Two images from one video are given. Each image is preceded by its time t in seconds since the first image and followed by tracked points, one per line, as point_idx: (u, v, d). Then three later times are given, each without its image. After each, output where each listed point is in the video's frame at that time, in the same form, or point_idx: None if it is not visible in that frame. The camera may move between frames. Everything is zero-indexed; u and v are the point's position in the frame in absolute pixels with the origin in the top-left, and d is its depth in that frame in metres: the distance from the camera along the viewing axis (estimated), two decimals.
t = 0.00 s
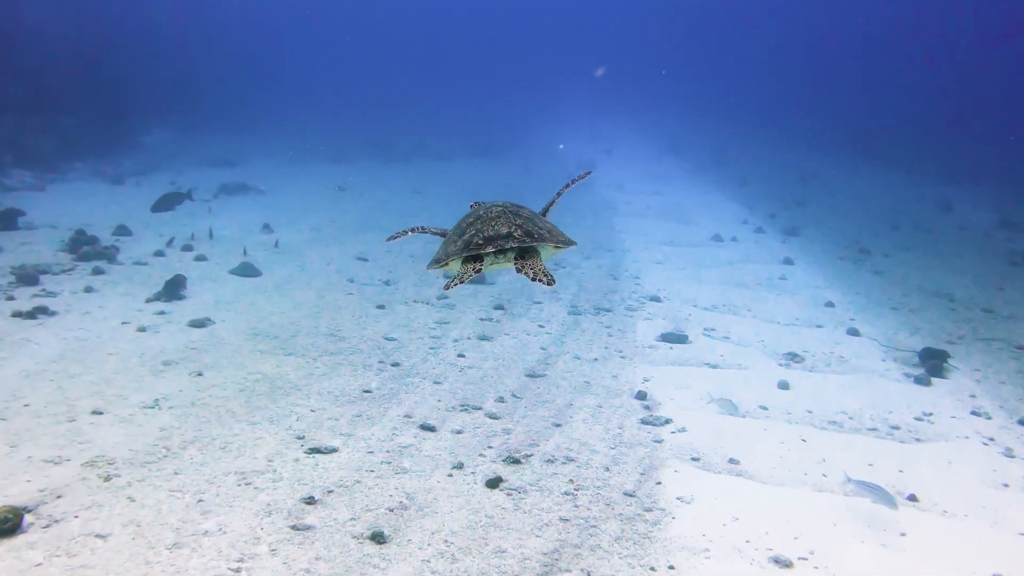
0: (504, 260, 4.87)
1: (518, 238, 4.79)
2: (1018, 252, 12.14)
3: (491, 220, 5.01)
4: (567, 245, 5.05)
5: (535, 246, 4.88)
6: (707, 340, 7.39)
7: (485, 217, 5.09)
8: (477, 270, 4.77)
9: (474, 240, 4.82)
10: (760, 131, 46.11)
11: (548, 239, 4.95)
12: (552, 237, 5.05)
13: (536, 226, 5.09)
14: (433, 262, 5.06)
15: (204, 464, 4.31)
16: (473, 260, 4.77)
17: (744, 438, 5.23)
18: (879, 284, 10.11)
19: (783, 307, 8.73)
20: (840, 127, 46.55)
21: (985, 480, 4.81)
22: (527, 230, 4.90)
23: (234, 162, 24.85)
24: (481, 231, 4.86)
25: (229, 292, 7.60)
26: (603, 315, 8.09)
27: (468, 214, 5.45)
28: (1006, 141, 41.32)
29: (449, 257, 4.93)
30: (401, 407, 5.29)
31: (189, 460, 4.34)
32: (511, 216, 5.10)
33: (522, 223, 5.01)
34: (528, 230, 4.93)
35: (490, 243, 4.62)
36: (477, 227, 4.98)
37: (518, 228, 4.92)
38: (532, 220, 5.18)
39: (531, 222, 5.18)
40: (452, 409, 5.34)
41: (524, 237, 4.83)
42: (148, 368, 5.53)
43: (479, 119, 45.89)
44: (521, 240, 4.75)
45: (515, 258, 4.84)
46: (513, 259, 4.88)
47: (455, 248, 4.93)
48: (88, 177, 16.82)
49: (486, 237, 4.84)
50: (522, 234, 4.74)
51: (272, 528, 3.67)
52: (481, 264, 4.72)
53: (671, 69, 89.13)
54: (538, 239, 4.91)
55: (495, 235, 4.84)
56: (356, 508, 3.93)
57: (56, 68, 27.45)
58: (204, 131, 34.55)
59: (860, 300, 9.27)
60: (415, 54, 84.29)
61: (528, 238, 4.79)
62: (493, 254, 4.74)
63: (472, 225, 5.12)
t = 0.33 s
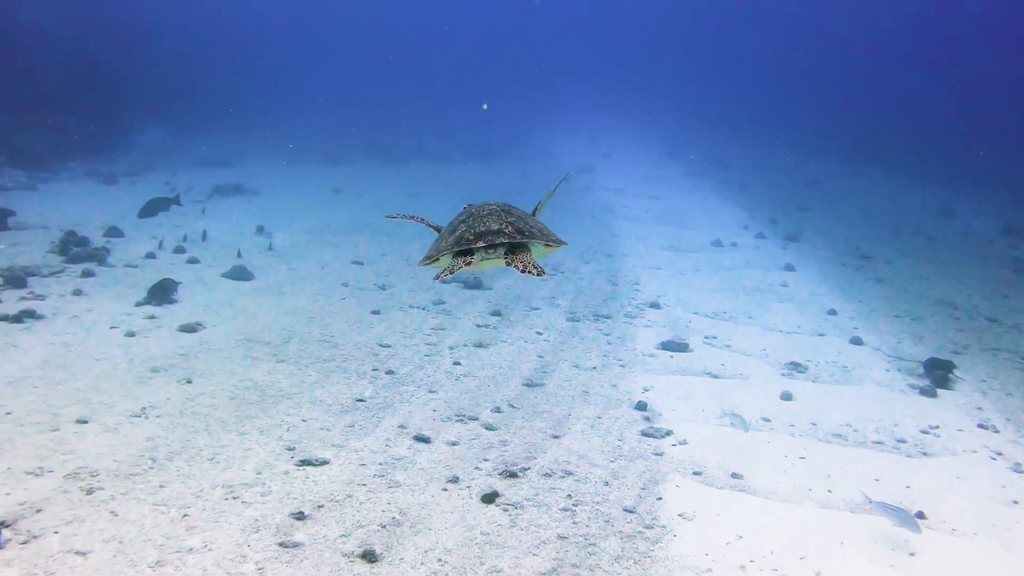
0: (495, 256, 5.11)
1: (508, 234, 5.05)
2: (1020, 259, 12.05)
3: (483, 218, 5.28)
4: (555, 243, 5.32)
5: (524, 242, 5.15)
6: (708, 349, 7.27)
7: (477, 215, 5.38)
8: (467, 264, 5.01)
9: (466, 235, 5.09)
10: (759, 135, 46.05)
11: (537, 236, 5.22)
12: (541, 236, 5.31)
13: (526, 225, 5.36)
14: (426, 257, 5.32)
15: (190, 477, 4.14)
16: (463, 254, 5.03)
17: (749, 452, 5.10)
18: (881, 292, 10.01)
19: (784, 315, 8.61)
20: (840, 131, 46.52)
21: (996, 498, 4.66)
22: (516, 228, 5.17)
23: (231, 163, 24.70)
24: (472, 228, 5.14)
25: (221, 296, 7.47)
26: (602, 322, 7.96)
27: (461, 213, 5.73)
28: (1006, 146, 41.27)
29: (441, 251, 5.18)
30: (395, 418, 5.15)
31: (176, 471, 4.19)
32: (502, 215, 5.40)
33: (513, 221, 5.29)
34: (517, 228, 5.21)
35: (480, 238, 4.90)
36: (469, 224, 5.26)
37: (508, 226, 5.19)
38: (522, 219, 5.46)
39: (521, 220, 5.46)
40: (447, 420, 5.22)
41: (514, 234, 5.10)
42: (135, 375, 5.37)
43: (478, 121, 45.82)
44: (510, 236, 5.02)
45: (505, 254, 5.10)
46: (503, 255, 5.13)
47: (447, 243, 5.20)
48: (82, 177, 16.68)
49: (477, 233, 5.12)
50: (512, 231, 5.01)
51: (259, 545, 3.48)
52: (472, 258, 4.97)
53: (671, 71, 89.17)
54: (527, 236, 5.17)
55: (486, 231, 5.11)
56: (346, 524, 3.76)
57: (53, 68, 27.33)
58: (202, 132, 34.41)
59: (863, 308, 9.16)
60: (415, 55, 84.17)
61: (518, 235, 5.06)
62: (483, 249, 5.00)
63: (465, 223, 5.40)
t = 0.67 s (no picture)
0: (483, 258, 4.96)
1: (497, 235, 4.95)
2: None
3: (472, 220, 5.21)
4: (544, 248, 5.21)
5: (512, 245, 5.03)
6: (709, 360, 7.13)
7: (467, 218, 5.31)
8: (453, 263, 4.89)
9: (455, 236, 5.02)
10: (760, 141, 46.01)
11: (526, 240, 5.11)
12: (530, 240, 5.21)
13: (516, 228, 5.27)
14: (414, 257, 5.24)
15: (174, 492, 3.96)
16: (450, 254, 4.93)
17: (755, 469, 4.94)
18: (884, 302, 9.89)
19: (785, 325, 8.49)
20: (841, 138, 46.55)
21: (1009, 520, 4.50)
22: (505, 230, 5.08)
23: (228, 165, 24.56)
24: (461, 229, 5.05)
25: (212, 303, 7.33)
26: (601, 331, 7.82)
27: (452, 216, 5.65)
28: (1005, 154, 41.29)
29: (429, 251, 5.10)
30: (387, 430, 5.01)
31: (159, 486, 4.02)
32: (492, 218, 5.31)
33: (502, 224, 5.20)
34: (506, 231, 5.11)
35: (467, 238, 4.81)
36: (459, 226, 5.19)
37: (497, 228, 5.10)
38: (512, 223, 5.36)
39: (511, 224, 5.37)
40: (441, 433, 5.07)
41: (502, 236, 4.99)
42: (121, 384, 5.21)
43: (477, 124, 45.77)
44: (499, 238, 4.91)
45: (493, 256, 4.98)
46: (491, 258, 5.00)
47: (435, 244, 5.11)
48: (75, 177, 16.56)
49: (465, 234, 5.03)
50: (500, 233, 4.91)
51: (244, 567, 3.28)
52: (458, 257, 4.86)
53: (670, 76, 89.28)
54: (516, 239, 5.07)
55: (474, 233, 5.02)
56: (335, 544, 3.58)
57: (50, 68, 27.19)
58: (200, 134, 34.29)
59: (865, 319, 9.04)
60: (415, 58, 84.10)
61: (506, 236, 4.94)
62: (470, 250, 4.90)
63: (454, 225, 5.32)
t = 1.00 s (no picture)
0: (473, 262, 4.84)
1: (488, 240, 4.84)
2: None
3: (463, 224, 5.09)
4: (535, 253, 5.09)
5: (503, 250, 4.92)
6: (711, 372, 6.99)
7: (457, 221, 5.19)
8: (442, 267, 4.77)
9: (445, 240, 4.90)
10: (760, 147, 45.94)
11: (517, 245, 5.00)
12: (521, 245, 5.09)
13: (506, 233, 5.16)
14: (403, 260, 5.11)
15: (158, 511, 3.76)
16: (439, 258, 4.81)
17: (761, 489, 4.78)
18: (888, 313, 9.75)
19: (788, 336, 8.36)
20: (841, 144, 46.51)
21: None
22: (496, 235, 4.97)
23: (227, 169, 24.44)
24: (451, 233, 4.93)
25: (204, 310, 7.17)
26: (602, 342, 7.66)
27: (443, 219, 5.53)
28: (1007, 162, 41.21)
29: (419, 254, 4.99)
30: (381, 446, 4.85)
31: (141, 504, 3.82)
32: (483, 222, 5.19)
33: (492, 228, 5.09)
34: (497, 235, 4.99)
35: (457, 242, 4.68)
36: (449, 230, 5.06)
37: (488, 232, 4.98)
38: (503, 228, 5.25)
39: (502, 229, 5.26)
40: (436, 448, 4.91)
41: (493, 241, 4.87)
42: (107, 396, 5.04)
43: (478, 128, 45.72)
44: (489, 242, 4.80)
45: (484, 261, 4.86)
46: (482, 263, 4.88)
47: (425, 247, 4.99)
48: (70, 180, 16.43)
49: (456, 238, 4.91)
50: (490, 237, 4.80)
51: None
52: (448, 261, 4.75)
53: (670, 81, 89.19)
54: (507, 244, 4.95)
55: (465, 237, 4.90)
56: (324, 567, 3.39)
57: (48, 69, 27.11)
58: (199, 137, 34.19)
59: (869, 330, 8.90)
60: (416, 61, 84.16)
61: (497, 241, 4.83)
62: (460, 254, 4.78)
63: (444, 228, 5.20)
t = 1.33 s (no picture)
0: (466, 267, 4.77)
1: (480, 246, 4.74)
2: None
3: (456, 227, 4.97)
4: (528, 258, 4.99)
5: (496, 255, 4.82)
6: (715, 384, 6.86)
7: (451, 224, 5.06)
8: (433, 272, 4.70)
9: (438, 244, 4.79)
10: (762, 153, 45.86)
11: (510, 250, 4.90)
12: (513, 249, 4.99)
13: (500, 237, 5.04)
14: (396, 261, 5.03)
15: (144, 530, 3.58)
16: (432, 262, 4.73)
17: (766, 507, 4.63)
18: (893, 322, 9.62)
19: (792, 346, 8.23)
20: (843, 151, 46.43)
21: None
22: (489, 240, 4.86)
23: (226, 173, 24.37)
24: (444, 238, 4.81)
25: (198, 317, 7.05)
26: (603, 352, 7.54)
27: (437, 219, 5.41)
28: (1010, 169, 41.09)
29: (413, 257, 4.90)
30: (376, 461, 4.71)
31: (127, 521, 3.64)
32: (476, 225, 5.06)
33: (486, 232, 4.97)
34: (490, 240, 4.89)
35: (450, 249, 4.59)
36: (442, 233, 4.95)
37: (480, 237, 4.87)
38: (496, 231, 5.14)
39: (496, 232, 5.15)
40: (433, 463, 4.78)
41: (486, 247, 4.78)
42: (95, 407, 4.91)
43: (479, 133, 45.71)
44: (482, 248, 4.70)
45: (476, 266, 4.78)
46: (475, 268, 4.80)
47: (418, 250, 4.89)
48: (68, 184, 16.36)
49: (449, 242, 4.80)
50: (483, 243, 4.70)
51: None
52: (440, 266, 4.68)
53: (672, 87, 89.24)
54: (499, 249, 4.85)
55: (457, 242, 4.79)
56: None
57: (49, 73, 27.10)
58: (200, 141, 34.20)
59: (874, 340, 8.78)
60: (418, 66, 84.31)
61: (489, 247, 4.72)
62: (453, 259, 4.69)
63: (437, 230, 5.09)
